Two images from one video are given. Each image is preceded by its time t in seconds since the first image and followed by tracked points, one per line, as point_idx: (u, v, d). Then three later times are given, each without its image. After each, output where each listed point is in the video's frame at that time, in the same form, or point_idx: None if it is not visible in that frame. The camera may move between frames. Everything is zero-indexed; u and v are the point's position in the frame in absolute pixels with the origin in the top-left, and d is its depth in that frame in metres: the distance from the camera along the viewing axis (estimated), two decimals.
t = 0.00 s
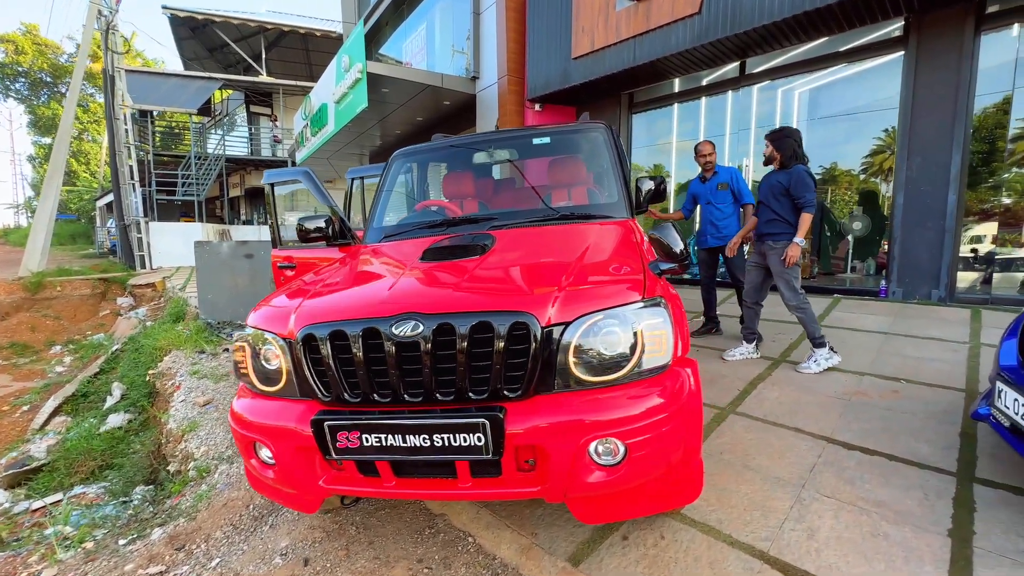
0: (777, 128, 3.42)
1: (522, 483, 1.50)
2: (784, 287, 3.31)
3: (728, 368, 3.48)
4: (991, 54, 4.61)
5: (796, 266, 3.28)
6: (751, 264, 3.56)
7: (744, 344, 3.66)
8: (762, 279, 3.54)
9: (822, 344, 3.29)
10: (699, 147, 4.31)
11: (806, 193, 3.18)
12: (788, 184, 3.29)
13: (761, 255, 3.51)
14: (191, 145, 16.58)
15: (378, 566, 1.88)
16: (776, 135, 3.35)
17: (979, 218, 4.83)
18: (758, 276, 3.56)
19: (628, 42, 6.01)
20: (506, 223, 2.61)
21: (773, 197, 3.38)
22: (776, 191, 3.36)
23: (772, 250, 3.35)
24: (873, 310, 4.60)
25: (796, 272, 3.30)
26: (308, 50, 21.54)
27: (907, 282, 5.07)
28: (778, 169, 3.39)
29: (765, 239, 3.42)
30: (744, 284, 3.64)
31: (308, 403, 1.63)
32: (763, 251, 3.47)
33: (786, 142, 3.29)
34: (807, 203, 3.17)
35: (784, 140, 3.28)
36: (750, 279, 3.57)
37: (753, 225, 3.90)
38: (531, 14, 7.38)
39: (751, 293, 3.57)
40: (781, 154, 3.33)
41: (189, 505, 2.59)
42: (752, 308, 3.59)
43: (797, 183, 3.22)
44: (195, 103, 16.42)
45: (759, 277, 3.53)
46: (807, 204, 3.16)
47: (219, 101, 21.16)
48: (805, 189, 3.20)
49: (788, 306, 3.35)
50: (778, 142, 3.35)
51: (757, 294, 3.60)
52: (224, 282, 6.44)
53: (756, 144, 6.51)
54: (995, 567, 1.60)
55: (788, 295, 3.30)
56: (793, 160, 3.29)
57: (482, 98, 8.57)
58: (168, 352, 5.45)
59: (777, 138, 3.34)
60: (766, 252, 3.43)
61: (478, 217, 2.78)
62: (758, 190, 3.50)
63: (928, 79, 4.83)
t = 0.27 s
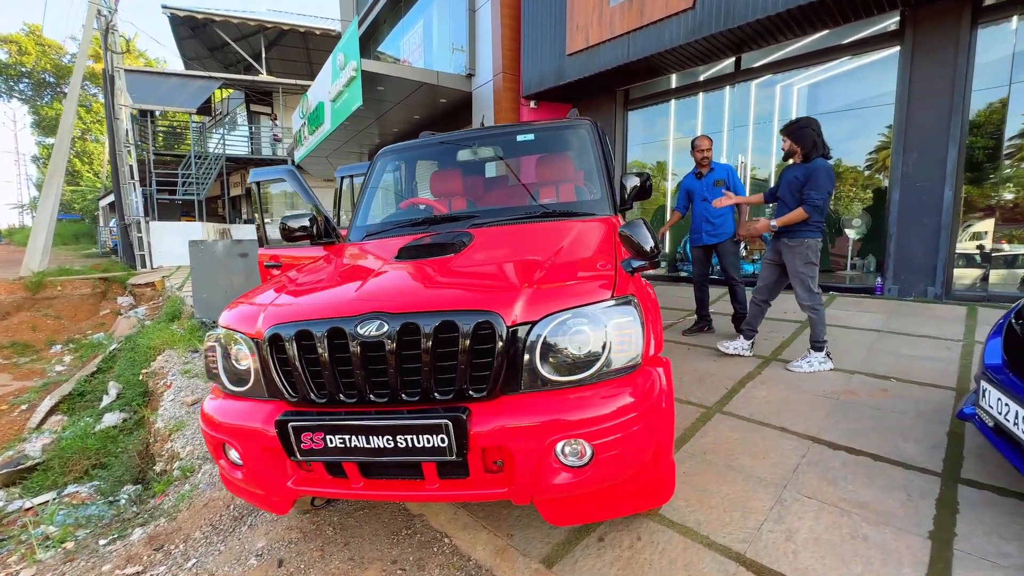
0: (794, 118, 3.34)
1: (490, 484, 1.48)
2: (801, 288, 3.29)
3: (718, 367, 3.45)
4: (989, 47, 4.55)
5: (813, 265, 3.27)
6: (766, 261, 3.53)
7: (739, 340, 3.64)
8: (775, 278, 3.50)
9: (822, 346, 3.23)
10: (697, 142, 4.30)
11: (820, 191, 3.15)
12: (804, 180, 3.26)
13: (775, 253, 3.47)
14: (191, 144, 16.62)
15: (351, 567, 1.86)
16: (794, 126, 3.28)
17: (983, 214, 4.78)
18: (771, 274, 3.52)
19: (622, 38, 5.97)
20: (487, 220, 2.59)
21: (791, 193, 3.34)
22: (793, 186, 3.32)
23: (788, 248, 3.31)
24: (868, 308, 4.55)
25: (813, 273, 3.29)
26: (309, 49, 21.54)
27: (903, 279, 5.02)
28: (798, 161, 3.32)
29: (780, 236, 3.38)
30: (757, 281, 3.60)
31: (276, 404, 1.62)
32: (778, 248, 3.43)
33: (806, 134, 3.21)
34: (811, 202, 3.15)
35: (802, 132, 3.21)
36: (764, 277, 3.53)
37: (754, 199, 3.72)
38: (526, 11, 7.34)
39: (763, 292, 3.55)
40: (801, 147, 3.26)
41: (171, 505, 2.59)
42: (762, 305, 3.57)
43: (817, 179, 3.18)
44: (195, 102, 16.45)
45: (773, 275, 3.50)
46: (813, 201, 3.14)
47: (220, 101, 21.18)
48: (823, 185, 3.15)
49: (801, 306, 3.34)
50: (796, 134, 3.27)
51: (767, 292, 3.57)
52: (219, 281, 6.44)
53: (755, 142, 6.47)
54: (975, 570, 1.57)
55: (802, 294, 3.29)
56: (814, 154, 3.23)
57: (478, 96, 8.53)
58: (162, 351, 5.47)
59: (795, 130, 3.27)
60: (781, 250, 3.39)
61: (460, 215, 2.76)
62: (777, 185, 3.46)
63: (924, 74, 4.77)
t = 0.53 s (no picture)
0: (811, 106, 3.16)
1: (455, 487, 1.43)
2: (802, 283, 3.21)
3: (709, 367, 3.38)
4: (992, 39, 4.44)
5: (819, 262, 3.14)
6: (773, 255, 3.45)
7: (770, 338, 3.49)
8: (782, 273, 3.41)
9: (818, 346, 3.15)
10: (704, 136, 4.19)
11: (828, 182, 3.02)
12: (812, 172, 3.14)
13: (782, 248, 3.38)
14: (194, 144, 16.68)
15: (322, 571, 1.82)
16: (808, 115, 3.12)
17: (993, 211, 4.67)
18: (779, 269, 3.42)
19: (618, 32, 5.89)
20: (468, 216, 2.54)
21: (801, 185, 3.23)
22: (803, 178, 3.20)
23: (794, 243, 3.22)
24: (868, 306, 4.46)
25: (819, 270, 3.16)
26: (311, 48, 21.57)
27: (904, 277, 4.92)
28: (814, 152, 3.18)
29: (788, 229, 3.29)
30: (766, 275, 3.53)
31: (239, 404, 1.58)
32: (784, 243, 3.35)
33: (820, 123, 3.05)
34: (803, 189, 3.08)
35: (816, 121, 3.05)
36: (769, 270, 3.45)
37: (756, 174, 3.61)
38: (522, 6, 7.27)
39: (769, 286, 3.46)
40: (817, 137, 3.10)
41: (151, 505, 2.56)
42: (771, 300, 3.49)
43: (827, 170, 3.05)
44: (197, 102, 16.51)
45: (779, 270, 3.41)
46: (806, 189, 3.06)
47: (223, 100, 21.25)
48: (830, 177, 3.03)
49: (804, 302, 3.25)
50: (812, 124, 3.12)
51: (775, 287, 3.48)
52: (215, 279, 6.43)
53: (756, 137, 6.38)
54: None
55: (805, 289, 3.20)
56: (829, 144, 3.07)
57: (475, 93, 8.48)
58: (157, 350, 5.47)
59: (810, 119, 3.11)
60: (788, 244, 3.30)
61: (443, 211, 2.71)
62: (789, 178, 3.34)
63: (925, 67, 4.68)
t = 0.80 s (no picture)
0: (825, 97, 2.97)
1: (415, 508, 1.32)
2: (807, 285, 3.06)
3: (707, 372, 3.24)
4: (1010, 28, 4.24)
5: (827, 264, 2.99)
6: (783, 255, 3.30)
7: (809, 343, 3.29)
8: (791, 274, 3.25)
9: (823, 350, 3.00)
10: (720, 129, 4.01)
11: (837, 179, 2.87)
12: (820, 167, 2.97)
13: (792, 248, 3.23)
14: (199, 143, 16.75)
15: None
16: (819, 107, 2.94)
17: (1010, 209, 4.46)
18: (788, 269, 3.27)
19: (618, 26, 5.75)
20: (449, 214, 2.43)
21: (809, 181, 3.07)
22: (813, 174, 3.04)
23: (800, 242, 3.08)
24: (876, 309, 4.28)
25: (829, 272, 3.00)
26: (317, 48, 21.59)
27: (915, 278, 4.73)
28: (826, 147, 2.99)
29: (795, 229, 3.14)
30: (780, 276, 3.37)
31: (189, 414, 1.48)
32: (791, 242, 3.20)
33: (831, 116, 2.87)
34: (810, 186, 2.93)
35: (827, 114, 2.87)
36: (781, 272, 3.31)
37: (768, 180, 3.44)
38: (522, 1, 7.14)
39: (788, 289, 3.30)
40: (828, 130, 2.92)
41: (123, 513, 2.48)
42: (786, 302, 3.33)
43: (836, 167, 2.88)
44: (203, 101, 16.57)
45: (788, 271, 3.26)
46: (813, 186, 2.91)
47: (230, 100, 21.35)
48: (838, 173, 2.87)
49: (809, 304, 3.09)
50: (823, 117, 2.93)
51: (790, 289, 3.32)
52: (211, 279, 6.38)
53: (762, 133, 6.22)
54: None
55: (810, 291, 3.05)
56: (842, 138, 2.89)
57: (475, 90, 8.36)
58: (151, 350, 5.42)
59: (822, 111, 2.93)
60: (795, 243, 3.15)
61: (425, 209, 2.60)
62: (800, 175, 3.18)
63: (937, 59, 4.49)
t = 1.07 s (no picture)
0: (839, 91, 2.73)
1: (359, 562, 1.14)
2: (828, 297, 2.83)
3: (711, 386, 3.04)
4: None
5: (848, 272, 2.76)
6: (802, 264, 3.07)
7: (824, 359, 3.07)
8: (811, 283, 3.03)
9: (836, 367, 2.79)
10: (738, 126, 3.74)
11: (857, 182, 2.64)
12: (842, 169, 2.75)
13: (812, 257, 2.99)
14: (209, 142, 16.83)
15: None
16: (833, 103, 2.71)
17: None
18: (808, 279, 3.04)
19: (624, 20, 5.53)
20: (429, 218, 2.25)
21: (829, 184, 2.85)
22: (832, 177, 2.82)
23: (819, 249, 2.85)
24: (895, 317, 4.03)
25: (852, 281, 2.77)
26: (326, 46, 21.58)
27: (938, 285, 4.45)
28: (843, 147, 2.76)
29: (814, 235, 2.93)
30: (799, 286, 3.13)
31: (118, 446, 1.33)
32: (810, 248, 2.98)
33: (847, 113, 2.64)
34: (835, 191, 2.68)
35: (842, 111, 2.64)
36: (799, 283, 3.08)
37: (775, 172, 3.25)
38: None
39: (810, 301, 3.06)
40: (843, 129, 2.69)
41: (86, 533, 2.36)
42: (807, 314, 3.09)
43: (857, 169, 2.65)
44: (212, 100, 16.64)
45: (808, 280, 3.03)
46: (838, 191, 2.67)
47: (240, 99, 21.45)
48: (860, 175, 2.63)
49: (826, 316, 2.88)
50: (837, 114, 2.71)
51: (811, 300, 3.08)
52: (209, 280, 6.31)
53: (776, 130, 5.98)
54: None
55: (829, 302, 2.83)
56: (861, 137, 2.66)
57: (479, 88, 8.19)
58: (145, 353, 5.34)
59: (836, 108, 2.70)
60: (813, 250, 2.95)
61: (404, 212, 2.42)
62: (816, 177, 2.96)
63: (964, 51, 4.22)
